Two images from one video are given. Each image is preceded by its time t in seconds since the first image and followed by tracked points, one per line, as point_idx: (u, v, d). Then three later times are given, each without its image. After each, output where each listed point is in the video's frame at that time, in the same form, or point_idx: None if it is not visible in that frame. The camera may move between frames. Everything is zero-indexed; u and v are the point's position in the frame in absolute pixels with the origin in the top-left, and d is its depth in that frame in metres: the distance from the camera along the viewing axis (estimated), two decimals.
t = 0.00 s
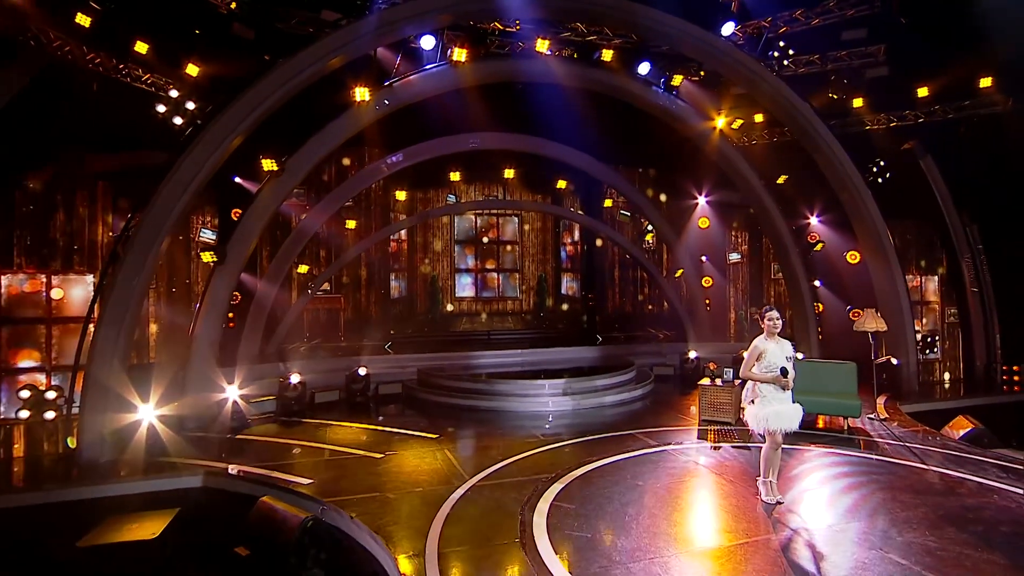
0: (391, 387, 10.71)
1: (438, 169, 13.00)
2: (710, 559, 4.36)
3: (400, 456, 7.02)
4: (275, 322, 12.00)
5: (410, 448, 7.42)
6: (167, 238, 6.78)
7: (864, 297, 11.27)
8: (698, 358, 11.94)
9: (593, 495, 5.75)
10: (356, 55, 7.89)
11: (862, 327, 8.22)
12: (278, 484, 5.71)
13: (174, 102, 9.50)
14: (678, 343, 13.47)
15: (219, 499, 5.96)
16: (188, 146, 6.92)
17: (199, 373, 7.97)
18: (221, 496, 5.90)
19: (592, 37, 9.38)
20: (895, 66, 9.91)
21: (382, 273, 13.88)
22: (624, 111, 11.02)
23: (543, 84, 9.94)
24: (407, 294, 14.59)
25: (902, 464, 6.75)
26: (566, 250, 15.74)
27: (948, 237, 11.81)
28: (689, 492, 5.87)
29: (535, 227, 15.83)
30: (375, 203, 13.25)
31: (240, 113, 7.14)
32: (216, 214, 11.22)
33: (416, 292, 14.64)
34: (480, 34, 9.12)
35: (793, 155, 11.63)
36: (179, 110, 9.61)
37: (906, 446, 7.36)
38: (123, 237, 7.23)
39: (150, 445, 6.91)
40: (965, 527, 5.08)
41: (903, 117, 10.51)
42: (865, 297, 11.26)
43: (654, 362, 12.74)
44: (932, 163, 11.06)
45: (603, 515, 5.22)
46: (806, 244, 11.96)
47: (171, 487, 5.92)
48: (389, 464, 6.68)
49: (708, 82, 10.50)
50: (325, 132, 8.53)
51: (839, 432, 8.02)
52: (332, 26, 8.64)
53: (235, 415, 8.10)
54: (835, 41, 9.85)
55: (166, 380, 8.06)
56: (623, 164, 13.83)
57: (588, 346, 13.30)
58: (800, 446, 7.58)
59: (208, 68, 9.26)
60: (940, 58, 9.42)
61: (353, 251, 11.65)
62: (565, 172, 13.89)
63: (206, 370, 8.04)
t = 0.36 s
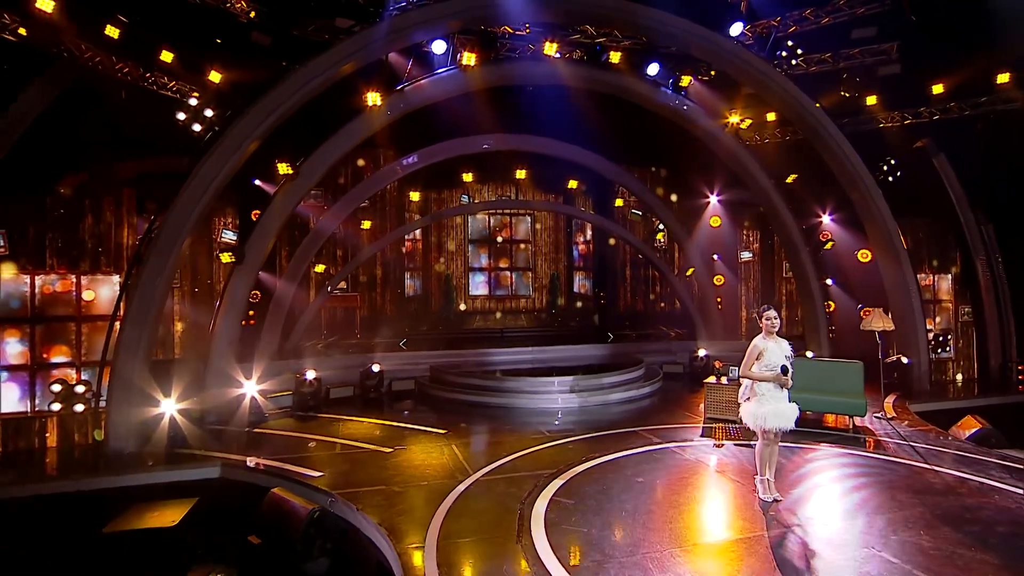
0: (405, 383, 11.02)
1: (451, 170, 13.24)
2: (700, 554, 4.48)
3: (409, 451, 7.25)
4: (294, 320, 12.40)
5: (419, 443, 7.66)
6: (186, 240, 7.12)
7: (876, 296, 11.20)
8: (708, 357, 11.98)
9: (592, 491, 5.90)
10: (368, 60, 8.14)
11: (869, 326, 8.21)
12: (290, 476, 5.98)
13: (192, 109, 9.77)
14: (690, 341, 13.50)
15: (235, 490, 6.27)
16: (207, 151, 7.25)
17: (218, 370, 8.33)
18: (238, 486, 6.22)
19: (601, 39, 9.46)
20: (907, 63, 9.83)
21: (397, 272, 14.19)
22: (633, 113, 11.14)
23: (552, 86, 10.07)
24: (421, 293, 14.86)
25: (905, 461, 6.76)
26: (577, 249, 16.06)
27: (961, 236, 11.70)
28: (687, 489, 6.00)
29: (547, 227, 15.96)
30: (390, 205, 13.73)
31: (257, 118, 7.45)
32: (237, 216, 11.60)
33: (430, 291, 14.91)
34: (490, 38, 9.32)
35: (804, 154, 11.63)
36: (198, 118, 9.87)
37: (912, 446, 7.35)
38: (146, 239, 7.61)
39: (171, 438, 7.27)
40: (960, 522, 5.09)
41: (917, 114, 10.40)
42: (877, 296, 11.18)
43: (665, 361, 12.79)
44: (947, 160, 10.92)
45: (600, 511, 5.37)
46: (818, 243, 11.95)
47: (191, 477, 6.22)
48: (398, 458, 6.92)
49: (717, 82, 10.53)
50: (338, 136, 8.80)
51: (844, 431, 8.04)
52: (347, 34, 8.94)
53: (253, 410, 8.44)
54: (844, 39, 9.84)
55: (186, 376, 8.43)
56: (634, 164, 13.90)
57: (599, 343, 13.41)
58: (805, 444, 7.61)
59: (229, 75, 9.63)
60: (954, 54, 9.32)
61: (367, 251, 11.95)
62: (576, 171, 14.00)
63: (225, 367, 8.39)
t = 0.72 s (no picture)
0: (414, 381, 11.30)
1: (461, 172, 13.45)
2: (687, 548, 4.63)
3: (414, 447, 7.49)
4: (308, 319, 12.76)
5: (425, 439, 7.90)
6: (203, 241, 7.44)
7: (884, 296, 11.14)
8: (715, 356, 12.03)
9: (590, 487, 6.07)
10: (377, 66, 8.37)
11: (873, 326, 8.23)
12: (299, 469, 6.26)
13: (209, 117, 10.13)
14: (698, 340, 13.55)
15: (247, 482, 6.56)
16: (222, 155, 7.56)
17: (234, 368, 8.66)
18: (249, 479, 6.52)
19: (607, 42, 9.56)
20: (916, 61, 9.76)
21: (408, 272, 14.48)
22: (639, 115, 11.24)
23: (558, 88, 10.21)
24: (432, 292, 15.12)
25: (903, 461, 6.80)
26: (587, 249, 16.22)
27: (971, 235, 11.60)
28: (683, 486, 6.14)
29: (558, 229, 16.08)
30: (401, 206, 14.04)
31: (270, 123, 7.73)
32: (253, 217, 11.94)
33: (441, 290, 15.17)
34: (496, 43, 9.49)
35: (812, 153, 11.62)
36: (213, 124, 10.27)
37: (912, 446, 7.38)
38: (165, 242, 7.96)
39: (189, 432, 7.61)
40: (952, 520, 5.15)
41: (930, 112, 10.28)
42: (886, 296, 11.13)
43: (673, 359, 12.86)
44: (956, 159, 10.84)
45: (595, 507, 5.55)
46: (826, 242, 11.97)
47: (206, 470, 6.53)
48: (402, 455, 7.15)
49: (723, 83, 10.57)
50: (348, 140, 9.06)
51: (846, 430, 8.07)
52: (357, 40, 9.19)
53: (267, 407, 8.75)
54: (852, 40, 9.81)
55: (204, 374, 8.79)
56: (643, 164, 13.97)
57: (607, 342, 13.53)
58: (805, 442, 7.66)
59: (248, 82, 10.06)
60: (963, 52, 9.24)
61: (378, 252, 12.22)
62: (584, 173, 14.12)
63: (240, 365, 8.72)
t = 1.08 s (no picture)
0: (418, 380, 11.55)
1: (465, 175, 13.69)
2: (669, 546, 4.76)
3: (413, 446, 7.71)
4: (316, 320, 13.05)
5: (424, 438, 8.11)
6: (212, 245, 7.70)
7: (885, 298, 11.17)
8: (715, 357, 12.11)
9: (582, 486, 6.23)
10: (381, 73, 8.58)
11: (868, 328, 8.28)
12: (301, 467, 6.48)
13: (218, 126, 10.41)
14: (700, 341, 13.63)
15: (252, 478, 6.80)
16: (230, 161, 7.82)
17: (242, 369, 8.92)
18: (253, 476, 6.77)
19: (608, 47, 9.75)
20: (918, 64, 9.77)
21: (413, 274, 14.72)
22: (640, 118, 11.37)
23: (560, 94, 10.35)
24: (437, 294, 15.34)
25: (894, 461, 6.88)
26: (590, 250, 16.29)
27: (972, 236, 11.56)
28: (673, 485, 6.27)
29: (564, 231, 16.17)
30: (407, 209, 14.28)
31: (276, 129, 7.97)
32: (262, 221, 12.22)
33: (447, 291, 15.40)
34: (497, 49, 9.67)
35: (813, 154, 11.66)
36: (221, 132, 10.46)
37: (905, 446, 7.45)
38: (174, 245, 8.23)
39: (197, 430, 7.89)
40: (935, 520, 5.22)
41: (934, 115, 10.22)
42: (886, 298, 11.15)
43: (674, 360, 12.96)
44: (957, 161, 10.80)
45: (584, 506, 5.69)
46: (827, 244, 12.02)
47: (213, 467, 6.80)
48: (401, 453, 7.36)
49: (724, 86, 10.64)
50: (353, 146, 9.28)
51: (841, 431, 8.14)
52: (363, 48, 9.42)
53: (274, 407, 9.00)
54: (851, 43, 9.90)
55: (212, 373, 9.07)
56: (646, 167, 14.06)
57: (609, 343, 13.67)
58: (799, 443, 7.74)
59: (257, 88, 10.24)
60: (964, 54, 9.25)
61: (384, 255, 12.44)
62: (587, 176, 14.25)
63: (248, 366, 8.98)
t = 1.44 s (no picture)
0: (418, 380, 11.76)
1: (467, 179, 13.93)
2: (651, 544, 4.92)
3: (410, 445, 7.91)
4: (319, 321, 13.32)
5: (421, 437, 8.32)
6: (216, 248, 7.94)
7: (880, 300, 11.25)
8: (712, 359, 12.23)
9: (571, 485, 6.40)
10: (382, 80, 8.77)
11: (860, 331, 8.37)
12: (300, 465, 6.69)
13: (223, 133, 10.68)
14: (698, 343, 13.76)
15: (253, 476, 7.03)
16: (234, 166, 8.06)
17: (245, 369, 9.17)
18: (254, 474, 7.00)
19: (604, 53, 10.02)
20: (913, 67, 9.85)
21: (414, 277, 14.96)
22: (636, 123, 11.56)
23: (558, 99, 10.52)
24: (439, 296, 15.56)
25: (879, 462, 6.99)
26: (591, 252, 16.48)
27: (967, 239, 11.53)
28: (661, 485, 6.42)
29: (562, 233, 16.46)
30: (409, 213, 14.51)
31: (279, 136, 8.19)
32: (266, 224, 12.48)
33: (449, 293, 15.61)
34: (496, 56, 9.87)
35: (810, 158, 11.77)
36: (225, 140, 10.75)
37: (893, 446, 7.56)
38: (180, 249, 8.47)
39: (201, 429, 8.13)
40: (914, 520, 5.33)
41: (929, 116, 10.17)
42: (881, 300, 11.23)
43: (672, 361, 13.10)
44: (952, 163, 10.73)
45: (572, 504, 5.86)
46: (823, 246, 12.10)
47: (216, 465, 7.03)
48: (397, 452, 7.58)
49: (721, 91, 10.75)
50: (354, 152, 9.50)
51: (833, 433, 8.23)
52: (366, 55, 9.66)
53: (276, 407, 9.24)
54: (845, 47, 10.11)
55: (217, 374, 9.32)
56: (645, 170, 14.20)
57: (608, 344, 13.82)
58: (787, 443, 7.86)
59: (263, 94, 10.57)
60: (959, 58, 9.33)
61: (386, 258, 12.66)
62: (586, 179, 14.42)
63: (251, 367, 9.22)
